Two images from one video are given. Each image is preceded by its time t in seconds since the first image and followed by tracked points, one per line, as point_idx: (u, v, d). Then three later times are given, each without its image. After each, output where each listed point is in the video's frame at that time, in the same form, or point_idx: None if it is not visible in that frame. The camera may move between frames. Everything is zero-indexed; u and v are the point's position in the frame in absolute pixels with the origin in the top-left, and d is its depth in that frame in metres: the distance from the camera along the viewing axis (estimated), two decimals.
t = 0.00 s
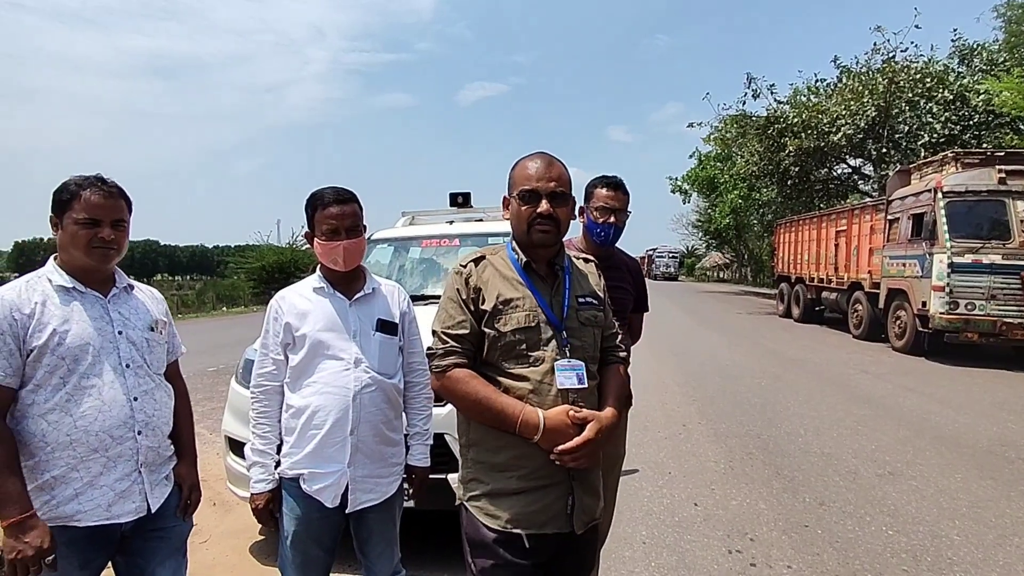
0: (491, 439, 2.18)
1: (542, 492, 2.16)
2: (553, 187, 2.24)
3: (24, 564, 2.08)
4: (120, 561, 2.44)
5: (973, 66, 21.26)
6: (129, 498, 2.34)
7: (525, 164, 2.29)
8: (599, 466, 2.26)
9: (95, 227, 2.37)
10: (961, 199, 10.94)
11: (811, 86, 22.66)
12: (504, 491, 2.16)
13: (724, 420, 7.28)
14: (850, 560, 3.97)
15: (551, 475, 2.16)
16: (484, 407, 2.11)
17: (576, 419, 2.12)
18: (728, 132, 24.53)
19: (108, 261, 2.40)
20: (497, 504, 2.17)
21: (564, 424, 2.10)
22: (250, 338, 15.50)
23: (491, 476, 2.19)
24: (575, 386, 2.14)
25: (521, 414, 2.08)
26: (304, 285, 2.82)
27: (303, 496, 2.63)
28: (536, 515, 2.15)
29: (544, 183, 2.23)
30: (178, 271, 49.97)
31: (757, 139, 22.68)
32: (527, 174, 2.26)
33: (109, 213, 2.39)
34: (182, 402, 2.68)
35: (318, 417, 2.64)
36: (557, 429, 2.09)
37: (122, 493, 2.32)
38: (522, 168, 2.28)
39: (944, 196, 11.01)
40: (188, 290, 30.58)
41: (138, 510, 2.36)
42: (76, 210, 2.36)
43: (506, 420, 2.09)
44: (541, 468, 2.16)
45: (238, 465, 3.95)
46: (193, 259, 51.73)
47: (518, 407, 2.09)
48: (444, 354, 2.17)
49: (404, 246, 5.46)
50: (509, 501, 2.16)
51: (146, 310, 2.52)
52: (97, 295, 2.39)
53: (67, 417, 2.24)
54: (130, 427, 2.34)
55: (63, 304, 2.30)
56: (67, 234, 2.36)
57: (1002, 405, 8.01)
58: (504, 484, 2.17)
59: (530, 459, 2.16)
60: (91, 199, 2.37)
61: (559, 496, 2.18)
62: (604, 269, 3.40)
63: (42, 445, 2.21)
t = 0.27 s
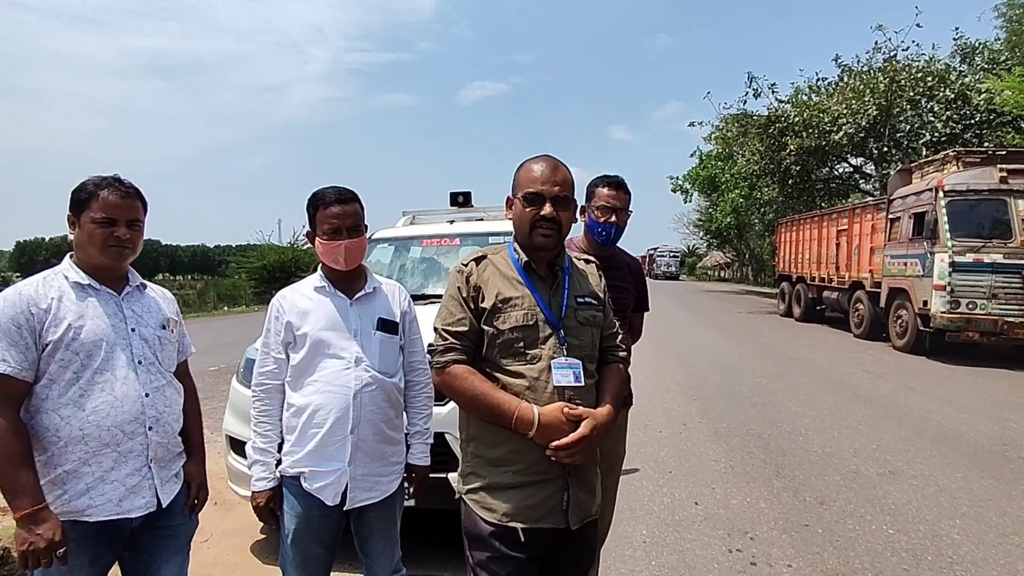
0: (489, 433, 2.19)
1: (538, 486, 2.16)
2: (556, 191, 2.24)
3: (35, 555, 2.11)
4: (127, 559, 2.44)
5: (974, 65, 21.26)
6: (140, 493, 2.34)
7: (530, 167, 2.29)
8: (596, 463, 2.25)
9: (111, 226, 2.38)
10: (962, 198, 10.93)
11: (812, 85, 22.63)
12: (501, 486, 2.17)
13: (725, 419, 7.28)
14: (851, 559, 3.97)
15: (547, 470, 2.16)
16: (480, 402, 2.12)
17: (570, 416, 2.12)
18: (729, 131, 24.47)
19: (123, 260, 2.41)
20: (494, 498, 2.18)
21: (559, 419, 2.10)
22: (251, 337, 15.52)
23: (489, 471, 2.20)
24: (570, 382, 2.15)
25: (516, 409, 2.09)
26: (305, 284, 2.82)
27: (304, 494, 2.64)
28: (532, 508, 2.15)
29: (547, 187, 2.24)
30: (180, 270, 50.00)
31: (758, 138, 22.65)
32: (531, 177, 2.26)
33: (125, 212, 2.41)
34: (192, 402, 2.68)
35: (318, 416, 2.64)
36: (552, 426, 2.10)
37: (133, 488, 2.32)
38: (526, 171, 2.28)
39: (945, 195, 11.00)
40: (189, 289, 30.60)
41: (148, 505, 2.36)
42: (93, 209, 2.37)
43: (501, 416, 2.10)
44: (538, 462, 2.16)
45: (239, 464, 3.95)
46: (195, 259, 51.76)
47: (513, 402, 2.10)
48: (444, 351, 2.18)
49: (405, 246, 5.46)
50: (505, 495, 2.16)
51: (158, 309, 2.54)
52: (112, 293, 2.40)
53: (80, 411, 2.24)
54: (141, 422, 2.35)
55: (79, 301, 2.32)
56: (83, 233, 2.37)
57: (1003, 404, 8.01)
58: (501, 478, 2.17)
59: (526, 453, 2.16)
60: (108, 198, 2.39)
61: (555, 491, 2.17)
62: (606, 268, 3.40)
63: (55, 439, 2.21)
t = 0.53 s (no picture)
0: (488, 429, 2.19)
1: (536, 482, 2.17)
2: (556, 191, 2.25)
3: (40, 548, 2.11)
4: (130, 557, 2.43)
5: (974, 63, 21.24)
6: (145, 490, 2.33)
7: (529, 167, 2.29)
8: (594, 459, 2.26)
9: (121, 224, 2.39)
10: (962, 196, 10.93)
11: (812, 84, 22.62)
12: (500, 482, 2.17)
13: (725, 418, 7.28)
14: (850, 557, 3.98)
15: (546, 466, 2.17)
16: (479, 397, 2.13)
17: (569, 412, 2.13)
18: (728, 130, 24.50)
19: (133, 257, 2.42)
20: (493, 493, 2.18)
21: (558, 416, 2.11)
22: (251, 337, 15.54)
23: (488, 467, 2.20)
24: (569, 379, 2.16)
25: (515, 406, 2.10)
26: (305, 283, 2.83)
27: (304, 493, 2.64)
28: (530, 505, 2.15)
29: (548, 186, 2.24)
30: (180, 270, 50.02)
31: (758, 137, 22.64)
32: (531, 177, 2.26)
33: (135, 210, 2.42)
34: (200, 403, 2.68)
35: (318, 415, 2.65)
36: (551, 421, 2.10)
37: (138, 484, 2.32)
38: (525, 171, 2.29)
39: (945, 194, 11.00)
40: (190, 289, 30.60)
41: (153, 502, 2.35)
42: (103, 208, 2.39)
43: (501, 412, 2.11)
44: (536, 458, 2.16)
45: (240, 463, 3.96)
46: (195, 259, 51.80)
47: (512, 399, 2.11)
48: (444, 348, 2.19)
49: (405, 245, 5.47)
50: (504, 491, 2.17)
51: (168, 307, 2.54)
52: (122, 290, 2.41)
53: (87, 407, 2.25)
54: (147, 419, 2.35)
55: (88, 297, 2.32)
56: (94, 231, 2.38)
57: (1003, 403, 8.02)
58: (501, 474, 2.18)
59: (525, 449, 2.16)
60: (118, 196, 2.40)
61: (553, 486, 2.18)
62: (606, 267, 3.40)
63: (62, 434, 2.22)
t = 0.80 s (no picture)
0: (489, 428, 2.20)
1: (538, 480, 2.17)
2: (558, 191, 2.26)
3: (38, 543, 2.11)
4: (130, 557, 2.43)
5: (974, 62, 21.25)
6: (144, 489, 2.33)
7: (531, 167, 2.29)
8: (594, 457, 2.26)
9: (123, 224, 2.40)
10: (962, 195, 10.93)
11: (811, 83, 22.61)
12: (502, 481, 2.17)
13: (724, 417, 7.29)
14: (849, 556, 3.98)
15: (547, 464, 2.17)
16: (482, 397, 2.12)
17: (571, 409, 2.14)
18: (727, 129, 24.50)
19: (136, 257, 2.41)
20: (495, 492, 2.18)
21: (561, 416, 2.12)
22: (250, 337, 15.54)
23: (489, 465, 2.20)
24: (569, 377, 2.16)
25: (519, 405, 2.10)
26: (304, 283, 2.83)
27: (302, 492, 2.64)
28: (533, 503, 2.16)
29: (551, 186, 2.25)
30: (179, 270, 50.03)
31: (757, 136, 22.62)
32: (533, 176, 2.26)
33: (137, 209, 2.42)
34: (211, 405, 2.67)
35: (316, 414, 2.65)
36: (553, 419, 2.11)
37: (137, 484, 2.31)
38: (528, 171, 2.28)
39: (944, 193, 11.01)
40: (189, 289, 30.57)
41: (152, 502, 2.35)
42: (107, 208, 2.41)
43: (504, 410, 2.11)
44: (538, 456, 2.17)
45: (239, 463, 3.96)
46: (194, 259, 51.76)
47: (516, 398, 2.11)
48: (444, 348, 2.19)
49: (404, 245, 5.47)
50: (506, 490, 2.17)
51: (178, 308, 2.54)
52: (131, 290, 2.41)
53: (91, 404, 2.26)
54: (149, 418, 2.34)
55: (98, 295, 2.34)
56: (100, 232, 2.41)
57: (1003, 401, 8.02)
58: (502, 473, 2.18)
59: (526, 448, 2.17)
60: (121, 197, 2.41)
61: (554, 485, 2.18)
62: (604, 267, 3.40)
63: (66, 430, 2.23)
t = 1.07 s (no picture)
0: (493, 430, 2.19)
1: (542, 480, 2.17)
2: (582, 203, 2.26)
3: (31, 540, 2.11)
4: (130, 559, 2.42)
5: (973, 61, 21.29)
6: (140, 492, 2.31)
7: (555, 173, 2.23)
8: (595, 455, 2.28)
9: (123, 227, 2.40)
10: (961, 194, 10.93)
11: (810, 82, 22.62)
12: (507, 481, 2.17)
13: (724, 416, 7.29)
14: (849, 556, 3.98)
15: (551, 463, 2.18)
16: (487, 399, 2.12)
17: (576, 408, 2.15)
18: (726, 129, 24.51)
19: (136, 260, 2.40)
20: (500, 494, 2.18)
21: (566, 415, 2.13)
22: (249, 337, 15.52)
23: (494, 467, 2.19)
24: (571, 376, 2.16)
25: (524, 405, 2.10)
26: (304, 283, 2.83)
27: (301, 492, 2.64)
28: (538, 503, 2.16)
29: (578, 199, 2.24)
30: (179, 270, 50.06)
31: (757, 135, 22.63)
32: (557, 184, 2.22)
33: (136, 213, 2.41)
34: (220, 409, 2.66)
35: (314, 415, 2.65)
36: (558, 418, 2.12)
37: (133, 486, 2.30)
38: (555, 177, 2.22)
39: (944, 192, 11.02)
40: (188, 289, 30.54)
41: (148, 505, 2.33)
42: (111, 213, 2.43)
43: (508, 411, 2.10)
44: (542, 456, 2.17)
45: (239, 463, 3.96)
46: (193, 259, 51.71)
47: (520, 399, 2.11)
48: (445, 350, 2.17)
49: (404, 244, 5.47)
50: (512, 491, 2.16)
51: (187, 312, 2.53)
52: (140, 292, 2.42)
53: (93, 404, 2.26)
54: (148, 421, 2.33)
55: (107, 297, 2.35)
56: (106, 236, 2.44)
57: (1001, 401, 8.03)
58: (507, 474, 2.17)
59: (530, 448, 2.17)
60: (122, 201, 2.42)
61: (559, 484, 2.19)
62: (603, 267, 3.39)
63: (68, 429, 2.25)
